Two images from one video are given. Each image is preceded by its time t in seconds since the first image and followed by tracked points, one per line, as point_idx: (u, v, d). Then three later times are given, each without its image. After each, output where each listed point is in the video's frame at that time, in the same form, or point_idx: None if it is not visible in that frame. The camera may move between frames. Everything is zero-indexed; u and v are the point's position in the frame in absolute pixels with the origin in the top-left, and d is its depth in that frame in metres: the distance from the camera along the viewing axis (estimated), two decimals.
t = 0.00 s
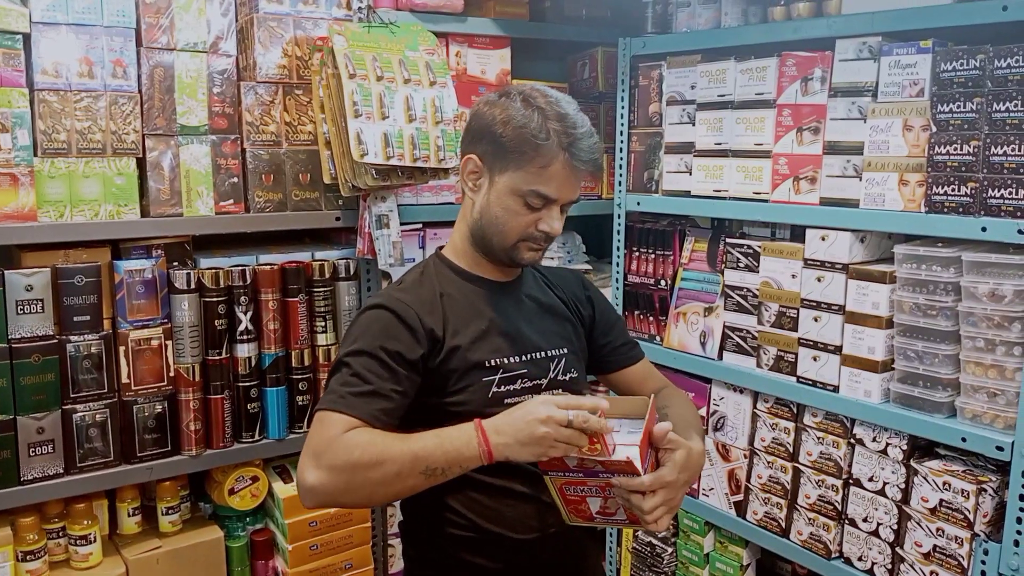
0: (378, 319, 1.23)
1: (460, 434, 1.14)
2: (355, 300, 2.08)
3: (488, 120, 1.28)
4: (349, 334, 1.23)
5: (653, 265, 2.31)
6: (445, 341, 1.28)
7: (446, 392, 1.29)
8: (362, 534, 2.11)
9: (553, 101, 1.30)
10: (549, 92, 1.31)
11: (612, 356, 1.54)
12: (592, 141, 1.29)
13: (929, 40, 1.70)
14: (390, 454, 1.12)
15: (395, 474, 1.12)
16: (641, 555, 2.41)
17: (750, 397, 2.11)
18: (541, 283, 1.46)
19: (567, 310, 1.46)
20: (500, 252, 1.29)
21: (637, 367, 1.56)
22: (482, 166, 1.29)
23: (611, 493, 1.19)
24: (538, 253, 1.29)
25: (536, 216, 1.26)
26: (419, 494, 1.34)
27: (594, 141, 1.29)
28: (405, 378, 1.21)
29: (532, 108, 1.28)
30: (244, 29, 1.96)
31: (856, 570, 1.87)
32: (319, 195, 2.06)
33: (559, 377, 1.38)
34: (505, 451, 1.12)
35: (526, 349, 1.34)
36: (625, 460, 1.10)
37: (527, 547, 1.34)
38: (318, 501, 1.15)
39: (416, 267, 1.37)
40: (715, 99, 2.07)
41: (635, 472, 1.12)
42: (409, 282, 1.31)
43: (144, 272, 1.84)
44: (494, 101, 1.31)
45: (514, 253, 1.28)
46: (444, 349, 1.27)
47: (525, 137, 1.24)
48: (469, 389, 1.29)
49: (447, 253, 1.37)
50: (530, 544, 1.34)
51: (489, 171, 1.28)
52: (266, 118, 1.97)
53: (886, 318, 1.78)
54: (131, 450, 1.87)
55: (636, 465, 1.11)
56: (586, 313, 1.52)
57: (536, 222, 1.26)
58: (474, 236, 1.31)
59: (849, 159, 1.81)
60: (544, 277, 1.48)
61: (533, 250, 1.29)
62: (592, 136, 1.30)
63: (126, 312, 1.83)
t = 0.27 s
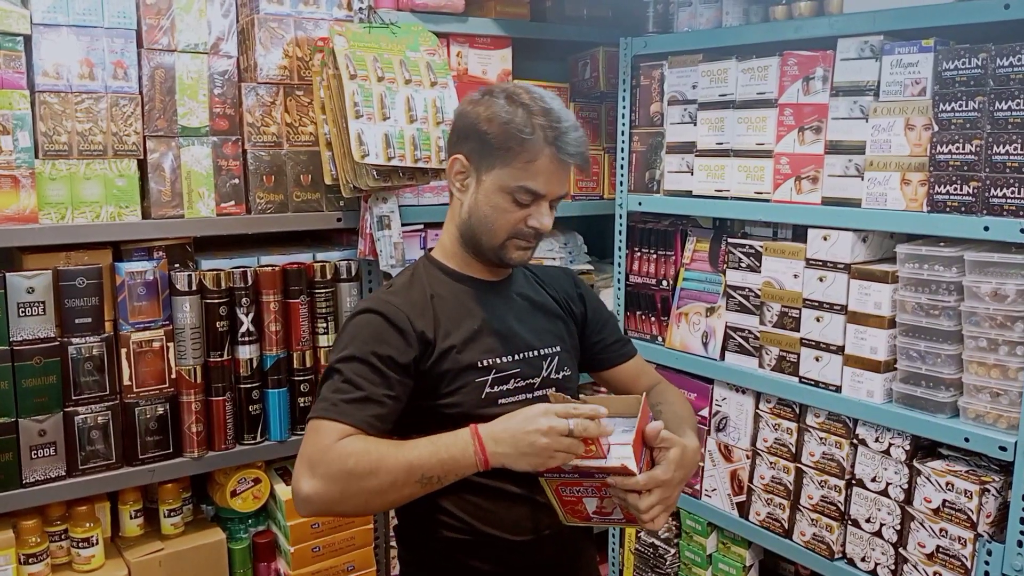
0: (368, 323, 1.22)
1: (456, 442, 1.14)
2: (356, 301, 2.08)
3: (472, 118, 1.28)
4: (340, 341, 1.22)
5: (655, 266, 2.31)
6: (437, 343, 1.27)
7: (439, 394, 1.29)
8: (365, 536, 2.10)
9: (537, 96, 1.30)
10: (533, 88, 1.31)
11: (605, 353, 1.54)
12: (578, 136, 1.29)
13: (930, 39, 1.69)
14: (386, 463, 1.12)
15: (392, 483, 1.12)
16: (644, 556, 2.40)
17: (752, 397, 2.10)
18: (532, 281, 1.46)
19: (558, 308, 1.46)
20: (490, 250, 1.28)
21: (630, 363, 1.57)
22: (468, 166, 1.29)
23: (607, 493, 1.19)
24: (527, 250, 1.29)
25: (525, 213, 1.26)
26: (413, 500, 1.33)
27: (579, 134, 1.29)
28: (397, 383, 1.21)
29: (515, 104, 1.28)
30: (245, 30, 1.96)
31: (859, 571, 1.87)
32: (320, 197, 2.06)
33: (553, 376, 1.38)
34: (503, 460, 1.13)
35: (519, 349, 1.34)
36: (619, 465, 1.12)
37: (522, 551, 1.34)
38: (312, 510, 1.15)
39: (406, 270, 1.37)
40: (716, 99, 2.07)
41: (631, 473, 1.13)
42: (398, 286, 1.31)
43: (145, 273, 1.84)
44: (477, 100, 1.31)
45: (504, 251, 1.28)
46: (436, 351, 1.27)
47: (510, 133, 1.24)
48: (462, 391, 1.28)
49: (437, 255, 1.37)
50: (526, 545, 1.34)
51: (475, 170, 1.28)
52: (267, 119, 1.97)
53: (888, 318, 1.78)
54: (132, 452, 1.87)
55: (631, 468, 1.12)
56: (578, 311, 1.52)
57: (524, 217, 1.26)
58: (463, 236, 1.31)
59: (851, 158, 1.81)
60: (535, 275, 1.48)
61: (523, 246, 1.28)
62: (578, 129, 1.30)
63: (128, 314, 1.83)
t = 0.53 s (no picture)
0: (351, 339, 1.21)
1: (450, 446, 1.11)
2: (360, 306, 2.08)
3: (430, 120, 1.29)
4: (325, 361, 1.21)
5: (658, 270, 2.31)
6: (423, 353, 1.26)
7: (429, 404, 1.28)
8: (369, 541, 2.10)
9: (491, 88, 1.30)
10: (486, 83, 1.32)
11: (591, 353, 1.54)
12: (538, 119, 1.29)
13: (932, 43, 1.69)
14: (381, 477, 1.10)
15: (389, 497, 1.10)
16: (649, 561, 2.40)
17: (757, 401, 2.10)
18: (516, 284, 1.45)
19: (542, 310, 1.46)
20: (468, 250, 1.27)
21: (616, 362, 1.57)
22: (434, 170, 1.29)
23: (601, 493, 1.20)
24: (504, 243, 1.27)
25: (496, 204, 1.24)
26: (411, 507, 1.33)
27: (539, 118, 1.29)
28: (388, 397, 1.20)
29: (471, 98, 1.28)
30: (247, 36, 1.97)
31: None
32: (323, 202, 2.06)
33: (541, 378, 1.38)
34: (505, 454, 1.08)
35: (506, 354, 1.34)
36: (616, 453, 1.11)
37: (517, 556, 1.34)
38: (318, 537, 1.14)
39: (388, 282, 1.36)
40: (718, 103, 2.07)
41: (625, 468, 1.13)
42: (379, 298, 1.29)
43: (148, 279, 1.85)
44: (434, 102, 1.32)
45: (482, 249, 1.27)
46: (423, 361, 1.26)
47: (467, 126, 1.24)
48: (452, 400, 1.28)
49: (417, 265, 1.36)
50: (519, 552, 1.34)
51: (441, 172, 1.28)
52: (270, 125, 1.97)
53: (892, 322, 1.78)
54: (137, 458, 1.87)
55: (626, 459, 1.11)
56: (562, 312, 1.51)
57: (496, 209, 1.24)
58: (440, 239, 1.30)
59: (854, 162, 1.81)
60: (518, 278, 1.47)
61: (500, 241, 1.27)
62: (537, 114, 1.30)
63: (132, 320, 1.84)
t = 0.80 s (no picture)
0: (337, 361, 1.17)
1: (448, 450, 1.03)
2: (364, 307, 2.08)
3: (370, 122, 1.30)
4: (314, 388, 1.18)
5: (661, 271, 2.30)
6: (409, 366, 1.24)
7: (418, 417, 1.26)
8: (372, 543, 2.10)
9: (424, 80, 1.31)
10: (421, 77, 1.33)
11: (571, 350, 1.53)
12: (474, 100, 1.30)
13: (936, 44, 1.69)
14: (392, 503, 1.06)
15: (407, 521, 1.05)
16: (652, 562, 2.40)
17: (760, 403, 2.09)
18: (492, 285, 1.43)
19: (521, 311, 1.44)
20: (430, 244, 1.25)
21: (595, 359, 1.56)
22: (383, 172, 1.30)
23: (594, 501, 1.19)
24: (465, 229, 1.25)
25: (447, 189, 1.23)
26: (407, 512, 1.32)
27: (473, 98, 1.29)
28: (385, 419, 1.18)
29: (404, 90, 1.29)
30: (251, 38, 1.97)
31: None
32: (326, 203, 2.06)
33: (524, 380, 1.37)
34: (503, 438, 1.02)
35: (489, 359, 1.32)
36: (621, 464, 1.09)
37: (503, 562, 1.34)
38: None
39: (362, 294, 1.33)
40: (722, 104, 2.07)
41: (625, 479, 1.12)
42: (359, 312, 1.25)
43: (152, 280, 1.85)
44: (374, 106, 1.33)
45: (443, 239, 1.25)
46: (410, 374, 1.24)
47: (401, 118, 1.25)
48: (439, 412, 1.26)
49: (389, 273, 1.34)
50: (506, 559, 1.34)
51: (389, 172, 1.28)
52: (273, 126, 1.97)
53: (896, 325, 1.77)
54: (140, 459, 1.87)
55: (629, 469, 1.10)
56: (540, 311, 1.50)
57: (449, 195, 1.23)
58: (404, 240, 1.29)
59: (858, 164, 1.80)
60: (495, 279, 1.46)
61: (460, 228, 1.25)
62: (472, 96, 1.30)
63: (135, 321, 1.84)
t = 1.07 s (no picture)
0: (333, 380, 1.18)
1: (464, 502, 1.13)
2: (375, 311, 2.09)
3: (364, 138, 1.27)
4: (310, 405, 1.19)
5: (672, 276, 2.30)
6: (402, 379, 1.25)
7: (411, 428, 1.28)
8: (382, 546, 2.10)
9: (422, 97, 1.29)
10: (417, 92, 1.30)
11: (553, 356, 1.56)
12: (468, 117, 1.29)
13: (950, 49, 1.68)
14: (406, 548, 1.13)
15: (417, 560, 1.14)
16: (661, 568, 2.39)
17: (771, 409, 2.09)
18: (478, 294, 1.45)
19: (508, 319, 1.46)
20: (424, 268, 1.26)
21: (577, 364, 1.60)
22: (375, 190, 1.28)
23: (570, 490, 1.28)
24: (458, 256, 1.26)
25: (444, 219, 1.24)
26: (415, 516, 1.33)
27: (474, 122, 1.28)
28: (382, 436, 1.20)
29: (401, 111, 1.27)
30: (264, 43, 1.99)
31: None
32: (339, 208, 2.07)
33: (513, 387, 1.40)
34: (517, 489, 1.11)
35: (480, 368, 1.34)
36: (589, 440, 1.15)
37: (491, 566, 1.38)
38: None
39: (350, 306, 1.34)
40: (734, 110, 2.07)
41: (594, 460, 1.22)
42: (351, 328, 1.26)
43: (165, 284, 1.86)
44: (367, 118, 1.30)
45: (438, 264, 1.26)
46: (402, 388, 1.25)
47: (400, 144, 1.23)
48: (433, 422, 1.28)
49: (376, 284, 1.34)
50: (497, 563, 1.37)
51: (383, 193, 1.27)
52: (286, 131, 1.98)
53: (909, 330, 1.76)
54: (152, 462, 1.88)
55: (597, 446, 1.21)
56: (524, 318, 1.53)
57: (446, 225, 1.24)
58: (396, 260, 1.28)
59: (870, 169, 1.80)
60: (480, 287, 1.48)
61: (455, 254, 1.26)
62: (471, 118, 1.29)
63: (148, 325, 1.85)
